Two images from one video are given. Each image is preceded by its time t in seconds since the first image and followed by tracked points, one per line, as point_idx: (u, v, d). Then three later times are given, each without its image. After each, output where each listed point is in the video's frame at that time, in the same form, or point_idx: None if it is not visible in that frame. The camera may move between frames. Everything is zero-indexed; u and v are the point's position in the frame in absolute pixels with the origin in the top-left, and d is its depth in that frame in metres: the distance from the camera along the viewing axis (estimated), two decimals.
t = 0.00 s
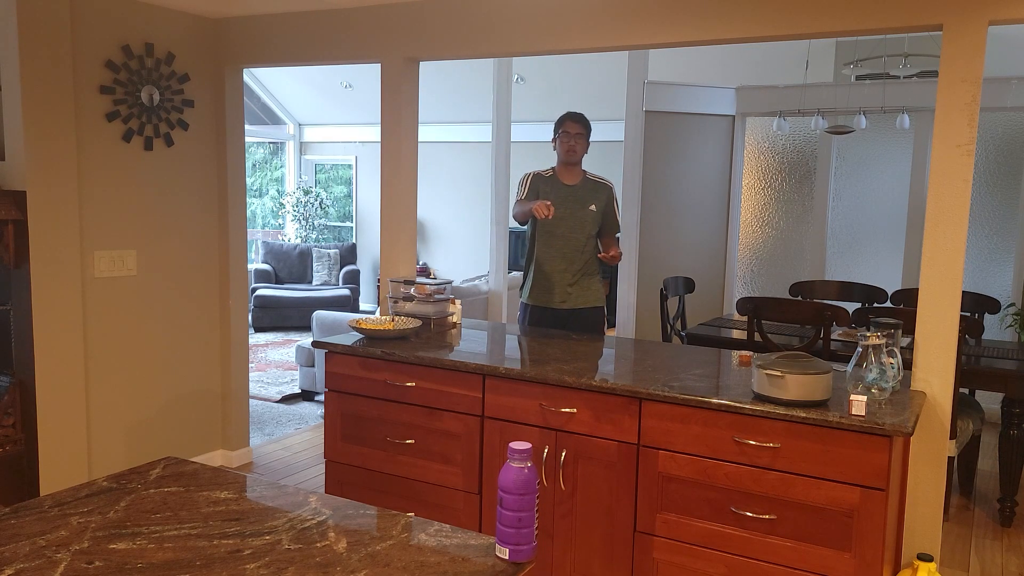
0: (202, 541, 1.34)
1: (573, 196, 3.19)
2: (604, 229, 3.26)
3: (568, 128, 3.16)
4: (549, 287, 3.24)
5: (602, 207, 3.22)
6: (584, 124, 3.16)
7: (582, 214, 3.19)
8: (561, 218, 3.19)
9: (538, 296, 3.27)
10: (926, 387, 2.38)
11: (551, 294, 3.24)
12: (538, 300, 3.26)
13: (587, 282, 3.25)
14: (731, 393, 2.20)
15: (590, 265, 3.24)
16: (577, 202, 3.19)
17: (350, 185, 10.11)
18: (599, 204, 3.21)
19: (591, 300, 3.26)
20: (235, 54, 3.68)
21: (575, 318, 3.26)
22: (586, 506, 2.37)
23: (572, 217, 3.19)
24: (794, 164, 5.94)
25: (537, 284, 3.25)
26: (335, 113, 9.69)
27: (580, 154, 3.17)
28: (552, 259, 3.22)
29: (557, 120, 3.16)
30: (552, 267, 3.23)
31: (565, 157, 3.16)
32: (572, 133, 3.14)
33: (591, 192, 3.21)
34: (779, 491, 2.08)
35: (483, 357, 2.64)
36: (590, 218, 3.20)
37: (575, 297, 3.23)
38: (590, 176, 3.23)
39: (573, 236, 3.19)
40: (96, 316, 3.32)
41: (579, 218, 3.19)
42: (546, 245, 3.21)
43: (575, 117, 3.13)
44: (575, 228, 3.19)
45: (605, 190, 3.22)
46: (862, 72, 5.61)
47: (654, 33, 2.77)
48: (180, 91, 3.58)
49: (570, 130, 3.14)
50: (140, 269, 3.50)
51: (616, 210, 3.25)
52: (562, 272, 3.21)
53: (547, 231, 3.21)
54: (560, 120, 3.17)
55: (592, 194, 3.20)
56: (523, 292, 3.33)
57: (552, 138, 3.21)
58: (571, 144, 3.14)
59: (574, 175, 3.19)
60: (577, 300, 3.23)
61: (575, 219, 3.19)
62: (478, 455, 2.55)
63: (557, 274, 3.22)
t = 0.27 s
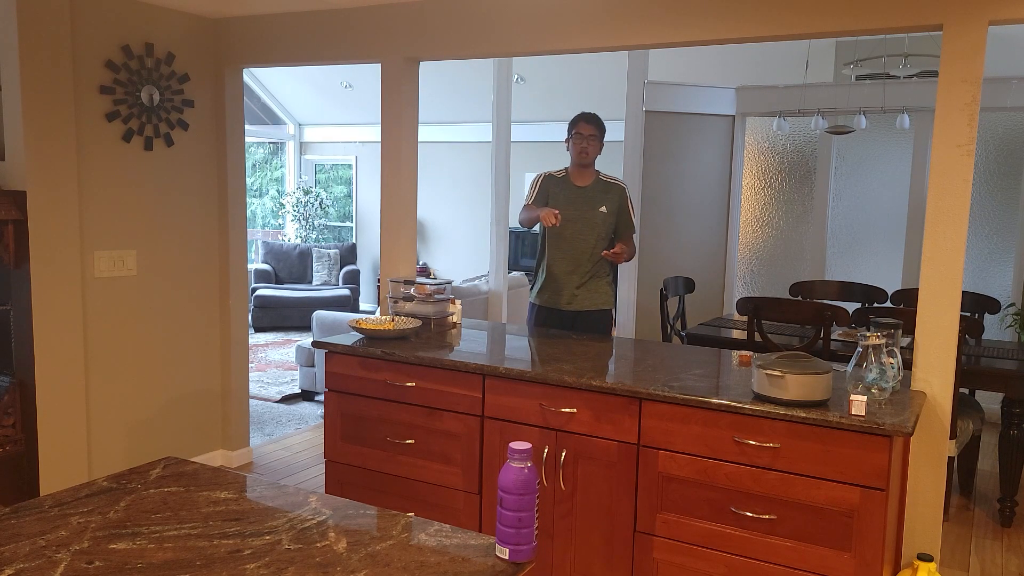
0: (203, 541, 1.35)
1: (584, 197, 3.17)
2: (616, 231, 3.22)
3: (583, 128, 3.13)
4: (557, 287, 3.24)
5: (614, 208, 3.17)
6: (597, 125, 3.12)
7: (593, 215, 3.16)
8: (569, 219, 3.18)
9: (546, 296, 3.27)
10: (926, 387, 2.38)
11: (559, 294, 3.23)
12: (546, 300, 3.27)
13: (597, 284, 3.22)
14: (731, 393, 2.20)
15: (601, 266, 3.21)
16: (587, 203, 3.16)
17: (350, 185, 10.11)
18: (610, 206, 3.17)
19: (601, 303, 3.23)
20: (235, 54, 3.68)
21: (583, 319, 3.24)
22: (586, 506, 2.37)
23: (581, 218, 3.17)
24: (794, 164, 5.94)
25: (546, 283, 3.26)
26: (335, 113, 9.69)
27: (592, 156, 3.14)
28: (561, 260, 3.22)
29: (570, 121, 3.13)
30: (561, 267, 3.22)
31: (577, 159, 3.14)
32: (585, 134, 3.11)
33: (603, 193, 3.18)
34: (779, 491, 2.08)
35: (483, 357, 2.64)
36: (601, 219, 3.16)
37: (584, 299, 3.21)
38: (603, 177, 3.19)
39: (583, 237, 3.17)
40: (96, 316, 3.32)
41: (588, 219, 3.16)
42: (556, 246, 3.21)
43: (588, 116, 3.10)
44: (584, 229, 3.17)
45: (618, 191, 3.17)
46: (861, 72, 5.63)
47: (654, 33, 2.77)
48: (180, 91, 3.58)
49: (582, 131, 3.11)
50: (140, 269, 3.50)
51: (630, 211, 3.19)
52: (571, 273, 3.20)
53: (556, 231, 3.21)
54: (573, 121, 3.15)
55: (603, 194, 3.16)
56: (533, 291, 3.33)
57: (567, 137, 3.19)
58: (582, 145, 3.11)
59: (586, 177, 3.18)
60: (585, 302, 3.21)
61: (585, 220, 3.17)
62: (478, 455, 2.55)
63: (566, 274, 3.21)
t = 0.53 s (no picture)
0: (202, 541, 1.34)
1: (594, 199, 3.15)
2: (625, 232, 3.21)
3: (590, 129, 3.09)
4: (565, 288, 3.23)
5: (624, 210, 3.16)
6: (606, 124, 3.09)
7: (602, 217, 3.15)
8: (578, 221, 3.17)
9: (553, 296, 3.27)
10: (926, 387, 2.38)
11: (567, 296, 3.23)
12: (553, 301, 3.27)
13: (604, 286, 3.22)
14: (731, 393, 2.20)
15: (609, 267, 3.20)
16: (597, 204, 3.15)
17: (350, 185, 10.11)
18: (619, 207, 3.16)
19: (608, 303, 3.23)
20: (235, 54, 3.68)
21: (586, 319, 3.24)
22: (586, 506, 2.37)
23: (590, 219, 3.15)
24: (794, 164, 5.94)
25: (554, 285, 3.25)
26: (336, 113, 9.69)
27: (603, 155, 3.10)
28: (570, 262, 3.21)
29: (579, 121, 3.10)
30: (569, 269, 3.21)
31: (587, 158, 3.10)
32: (594, 135, 3.07)
33: (613, 194, 3.16)
34: (779, 491, 2.08)
35: (483, 357, 2.63)
36: (611, 221, 3.15)
37: (591, 299, 3.21)
38: (612, 178, 3.18)
39: (592, 239, 3.15)
40: (96, 316, 3.32)
41: (598, 221, 3.15)
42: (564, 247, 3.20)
43: (596, 117, 3.07)
44: (594, 230, 3.15)
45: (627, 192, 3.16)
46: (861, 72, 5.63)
47: (655, 33, 2.77)
48: (180, 91, 3.58)
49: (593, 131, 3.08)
50: (140, 269, 3.50)
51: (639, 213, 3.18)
52: (579, 275, 3.20)
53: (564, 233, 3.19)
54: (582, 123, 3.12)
55: (612, 196, 3.15)
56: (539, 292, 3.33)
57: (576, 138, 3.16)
58: (593, 145, 3.07)
59: (595, 178, 3.16)
60: (592, 303, 3.21)
61: (594, 221, 3.15)
62: (478, 455, 2.55)
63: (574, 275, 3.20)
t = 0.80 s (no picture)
0: (203, 541, 1.35)
1: (598, 197, 3.14)
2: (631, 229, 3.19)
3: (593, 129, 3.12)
4: (569, 286, 3.23)
5: (628, 208, 3.14)
6: (609, 124, 3.10)
7: (606, 215, 3.13)
8: (582, 220, 3.16)
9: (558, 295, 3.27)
10: (926, 387, 2.38)
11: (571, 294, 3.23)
12: (557, 300, 3.27)
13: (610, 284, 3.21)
14: (731, 393, 2.20)
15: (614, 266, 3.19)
16: (600, 203, 3.13)
17: (349, 185, 10.11)
18: (624, 205, 3.14)
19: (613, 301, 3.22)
20: (235, 54, 3.68)
21: (589, 319, 3.24)
22: (586, 506, 2.37)
23: (594, 218, 3.14)
24: (794, 164, 5.94)
25: (558, 283, 3.25)
26: (336, 113, 9.69)
27: (605, 155, 3.11)
28: (575, 261, 3.20)
29: (582, 121, 3.13)
30: (573, 267, 3.21)
31: (589, 158, 3.11)
32: (596, 134, 3.09)
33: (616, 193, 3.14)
34: (779, 491, 2.08)
35: (483, 357, 2.63)
36: (615, 219, 3.13)
37: (596, 298, 3.21)
38: (615, 176, 3.16)
39: (596, 237, 3.14)
40: (96, 316, 3.32)
41: (601, 220, 3.14)
42: (569, 247, 3.19)
43: (599, 116, 3.09)
44: (598, 229, 3.14)
45: (631, 190, 3.14)
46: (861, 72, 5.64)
47: (655, 33, 2.77)
48: (180, 91, 3.58)
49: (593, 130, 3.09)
50: (140, 269, 3.50)
51: (643, 210, 3.15)
52: (585, 274, 3.19)
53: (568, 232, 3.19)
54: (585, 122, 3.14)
55: (616, 194, 3.13)
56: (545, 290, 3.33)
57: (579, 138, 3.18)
58: (595, 145, 3.09)
59: (598, 176, 3.15)
60: (598, 303, 3.21)
61: (598, 220, 3.14)
62: (478, 455, 2.55)
63: (578, 274, 3.20)
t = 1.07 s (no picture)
0: (203, 541, 1.34)
1: (593, 196, 3.15)
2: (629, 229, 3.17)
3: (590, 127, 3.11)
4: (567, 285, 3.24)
5: (623, 207, 3.12)
6: (607, 125, 3.09)
7: (601, 214, 3.13)
8: (576, 218, 3.18)
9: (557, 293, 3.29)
10: (926, 387, 2.38)
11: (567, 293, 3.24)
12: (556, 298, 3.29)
13: (609, 285, 3.18)
14: (731, 393, 2.20)
15: (612, 266, 3.16)
16: (594, 203, 3.14)
17: (349, 185, 10.11)
18: (619, 205, 3.13)
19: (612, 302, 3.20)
20: (235, 54, 3.68)
21: (588, 319, 3.24)
22: (586, 506, 2.37)
23: (589, 218, 3.15)
24: (794, 164, 5.94)
25: (558, 283, 3.27)
26: (336, 113, 9.69)
27: (602, 156, 3.11)
28: (574, 262, 3.20)
29: (580, 120, 3.10)
30: (570, 266, 3.22)
31: (587, 159, 3.11)
32: (593, 136, 3.07)
33: (611, 192, 3.14)
34: (779, 491, 2.08)
35: (483, 357, 2.63)
36: (610, 218, 3.12)
37: (595, 298, 3.20)
38: (612, 175, 3.16)
39: (591, 236, 3.15)
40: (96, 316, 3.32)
41: (595, 218, 3.14)
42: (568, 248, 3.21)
43: (595, 118, 3.08)
44: (593, 229, 3.15)
45: (626, 189, 3.12)
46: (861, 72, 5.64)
47: (655, 33, 2.76)
48: (180, 91, 3.58)
49: (591, 131, 3.07)
50: (140, 269, 3.50)
51: (640, 209, 3.12)
52: (583, 274, 3.19)
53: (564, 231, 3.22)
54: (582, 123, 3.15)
55: (610, 193, 3.13)
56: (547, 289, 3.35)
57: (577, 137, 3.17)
58: (592, 146, 3.07)
59: (595, 176, 3.16)
60: (597, 303, 3.19)
61: (593, 220, 3.15)
62: (478, 455, 2.55)
63: (575, 273, 3.20)
